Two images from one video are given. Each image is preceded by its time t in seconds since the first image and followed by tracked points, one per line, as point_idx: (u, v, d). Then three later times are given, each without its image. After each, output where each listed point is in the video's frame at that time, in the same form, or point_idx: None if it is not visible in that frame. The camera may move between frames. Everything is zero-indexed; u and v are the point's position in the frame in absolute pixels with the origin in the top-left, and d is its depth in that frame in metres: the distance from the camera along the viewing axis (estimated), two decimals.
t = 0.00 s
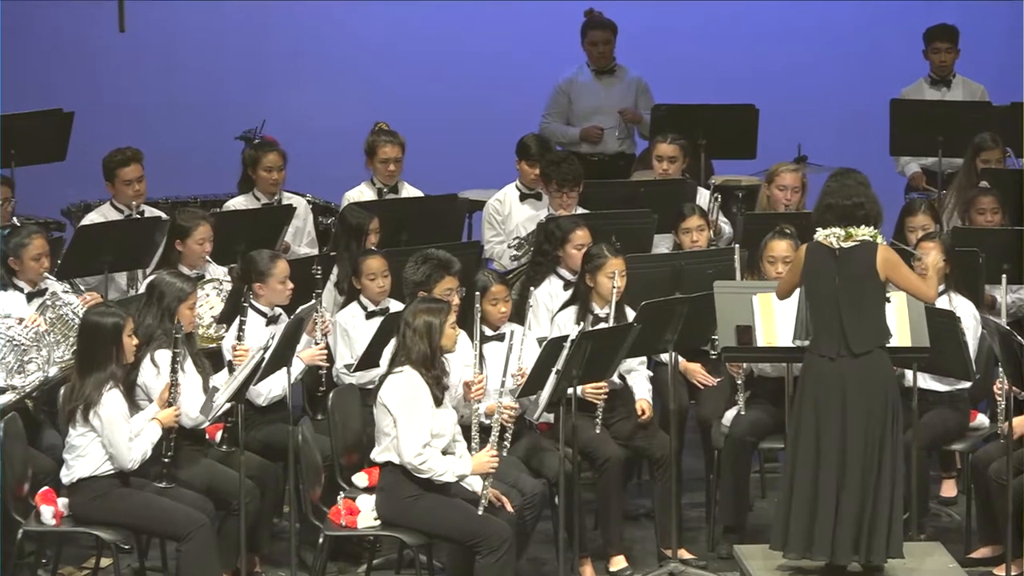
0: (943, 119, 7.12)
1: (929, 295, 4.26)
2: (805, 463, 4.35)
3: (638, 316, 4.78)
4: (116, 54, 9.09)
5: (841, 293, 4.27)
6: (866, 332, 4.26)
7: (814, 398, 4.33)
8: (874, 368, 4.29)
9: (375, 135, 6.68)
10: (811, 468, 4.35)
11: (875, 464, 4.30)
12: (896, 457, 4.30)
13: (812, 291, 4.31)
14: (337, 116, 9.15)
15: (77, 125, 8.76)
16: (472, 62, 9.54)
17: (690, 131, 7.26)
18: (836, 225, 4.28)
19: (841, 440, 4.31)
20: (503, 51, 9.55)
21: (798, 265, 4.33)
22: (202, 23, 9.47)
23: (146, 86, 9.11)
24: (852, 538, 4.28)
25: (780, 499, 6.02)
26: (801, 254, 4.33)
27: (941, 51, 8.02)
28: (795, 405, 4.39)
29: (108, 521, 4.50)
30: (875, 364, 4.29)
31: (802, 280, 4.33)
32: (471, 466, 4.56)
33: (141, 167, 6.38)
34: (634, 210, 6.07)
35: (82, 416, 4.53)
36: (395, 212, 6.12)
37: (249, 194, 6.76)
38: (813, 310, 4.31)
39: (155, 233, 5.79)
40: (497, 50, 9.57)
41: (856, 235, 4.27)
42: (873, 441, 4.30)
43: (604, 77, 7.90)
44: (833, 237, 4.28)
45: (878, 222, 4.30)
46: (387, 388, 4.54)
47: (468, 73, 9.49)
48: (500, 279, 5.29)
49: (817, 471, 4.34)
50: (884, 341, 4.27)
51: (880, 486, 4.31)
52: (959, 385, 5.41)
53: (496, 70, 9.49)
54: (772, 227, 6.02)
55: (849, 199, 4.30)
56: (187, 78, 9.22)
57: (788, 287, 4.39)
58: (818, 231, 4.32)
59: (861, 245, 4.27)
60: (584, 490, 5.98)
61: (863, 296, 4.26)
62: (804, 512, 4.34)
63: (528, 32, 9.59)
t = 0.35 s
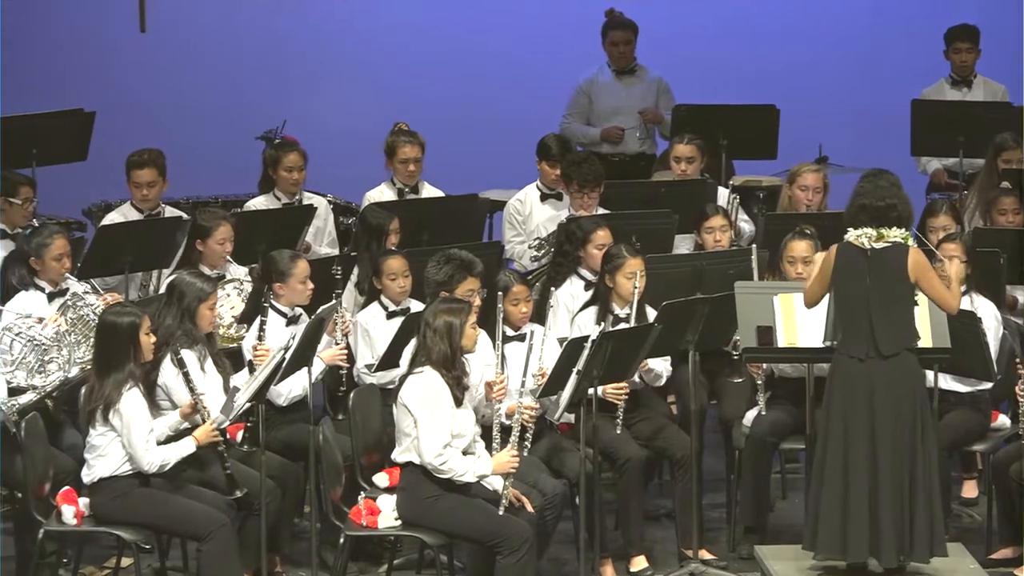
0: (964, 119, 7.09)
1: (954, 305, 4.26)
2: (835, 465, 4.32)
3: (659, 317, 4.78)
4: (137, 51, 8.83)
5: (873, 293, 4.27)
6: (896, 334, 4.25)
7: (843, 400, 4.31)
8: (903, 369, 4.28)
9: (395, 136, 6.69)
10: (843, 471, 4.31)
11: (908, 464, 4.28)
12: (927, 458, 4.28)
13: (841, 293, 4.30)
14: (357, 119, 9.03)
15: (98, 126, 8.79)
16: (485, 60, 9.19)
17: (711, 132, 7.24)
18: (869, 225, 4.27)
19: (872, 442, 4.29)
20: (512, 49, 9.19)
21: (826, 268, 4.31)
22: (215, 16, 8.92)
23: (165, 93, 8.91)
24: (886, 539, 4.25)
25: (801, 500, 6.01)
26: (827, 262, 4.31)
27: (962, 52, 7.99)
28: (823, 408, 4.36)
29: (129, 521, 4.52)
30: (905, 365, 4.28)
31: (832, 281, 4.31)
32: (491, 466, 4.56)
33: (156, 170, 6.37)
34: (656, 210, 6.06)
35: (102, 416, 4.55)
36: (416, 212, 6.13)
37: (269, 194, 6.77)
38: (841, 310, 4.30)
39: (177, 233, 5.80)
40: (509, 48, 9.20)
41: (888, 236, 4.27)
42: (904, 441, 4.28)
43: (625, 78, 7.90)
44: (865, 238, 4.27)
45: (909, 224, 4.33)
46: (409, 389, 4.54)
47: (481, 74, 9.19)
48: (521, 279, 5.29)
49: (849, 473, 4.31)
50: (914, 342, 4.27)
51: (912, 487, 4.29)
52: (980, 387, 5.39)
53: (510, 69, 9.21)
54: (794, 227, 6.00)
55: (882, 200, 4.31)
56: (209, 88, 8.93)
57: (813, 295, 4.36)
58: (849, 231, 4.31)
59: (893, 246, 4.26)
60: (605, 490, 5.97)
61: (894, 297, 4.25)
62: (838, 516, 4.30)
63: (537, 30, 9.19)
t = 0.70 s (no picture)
0: (993, 119, 7.05)
1: (982, 317, 4.30)
2: (873, 467, 4.29)
3: (687, 317, 4.77)
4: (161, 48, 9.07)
5: (910, 295, 4.24)
6: (931, 336, 4.24)
7: (878, 401, 4.29)
8: (937, 371, 4.26)
9: (421, 136, 6.70)
10: (878, 472, 4.29)
11: (943, 467, 4.26)
12: (963, 461, 4.26)
13: (878, 295, 4.27)
14: (389, 118, 9.14)
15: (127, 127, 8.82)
16: (506, 64, 9.37)
17: (740, 132, 7.22)
18: (909, 228, 4.27)
19: (908, 444, 4.26)
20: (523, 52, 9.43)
21: (864, 272, 4.30)
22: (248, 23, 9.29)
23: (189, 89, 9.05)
24: (923, 542, 4.23)
25: (829, 500, 5.99)
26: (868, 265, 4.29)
27: (991, 52, 7.94)
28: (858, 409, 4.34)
29: (157, 520, 4.53)
30: (939, 368, 4.26)
31: (869, 283, 4.28)
32: (519, 466, 4.56)
33: (186, 171, 6.40)
34: (684, 210, 6.05)
35: (131, 416, 4.57)
36: (444, 212, 6.13)
37: (298, 193, 6.78)
38: (876, 312, 4.27)
39: (205, 233, 5.84)
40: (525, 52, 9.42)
41: (927, 239, 4.26)
42: (939, 443, 4.26)
43: (652, 78, 7.88)
44: (904, 240, 4.26)
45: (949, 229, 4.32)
46: (436, 389, 4.54)
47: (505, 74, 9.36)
48: (549, 278, 5.29)
49: (884, 475, 4.28)
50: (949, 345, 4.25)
51: (946, 490, 4.26)
52: (1010, 388, 5.39)
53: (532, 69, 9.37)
54: (823, 227, 5.98)
55: (923, 203, 4.31)
56: (232, 87, 9.10)
57: (858, 305, 4.34)
58: (887, 233, 4.30)
59: (932, 249, 4.25)
60: (632, 491, 5.96)
61: (931, 300, 4.24)
62: (873, 517, 4.27)
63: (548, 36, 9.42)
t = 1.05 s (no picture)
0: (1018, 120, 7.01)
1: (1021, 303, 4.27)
2: (897, 466, 4.26)
3: (711, 318, 4.76)
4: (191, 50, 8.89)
5: (939, 295, 4.21)
6: (960, 336, 4.21)
7: (904, 400, 4.26)
8: (963, 372, 4.23)
9: (443, 136, 6.70)
10: (903, 472, 4.26)
11: (968, 467, 4.24)
12: (989, 462, 4.24)
13: (907, 295, 4.24)
14: (409, 118, 9.04)
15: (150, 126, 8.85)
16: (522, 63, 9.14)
17: (764, 133, 7.20)
18: (939, 227, 4.22)
19: (933, 443, 4.24)
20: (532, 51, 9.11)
21: (894, 269, 4.24)
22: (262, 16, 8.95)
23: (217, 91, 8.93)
24: (945, 542, 4.21)
25: (853, 501, 5.97)
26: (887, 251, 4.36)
27: (1016, 53, 7.90)
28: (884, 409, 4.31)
29: (181, 520, 4.54)
30: (966, 368, 4.24)
31: (899, 281, 4.24)
32: (540, 464, 4.54)
33: (211, 171, 6.42)
34: (707, 211, 6.04)
35: (153, 416, 4.58)
36: (468, 212, 6.13)
37: (321, 194, 6.80)
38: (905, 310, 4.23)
39: (228, 234, 5.84)
40: (531, 48, 9.12)
41: (957, 239, 4.22)
42: (964, 444, 4.24)
43: (676, 78, 7.86)
44: (934, 239, 4.22)
45: (980, 227, 4.25)
46: (456, 390, 4.55)
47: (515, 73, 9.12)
48: (569, 277, 5.29)
49: (909, 475, 4.26)
50: (977, 345, 4.23)
51: (970, 490, 4.24)
52: None
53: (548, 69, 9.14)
54: (847, 228, 5.96)
55: (954, 203, 4.23)
56: (254, 88, 8.96)
57: (874, 289, 4.30)
58: (917, 231, 4.25)
59: (962, 249, 4.21)
60: (655, 492, 5.95)
61: (961, 300, 4.20)
62: (897, 518, 4.24)
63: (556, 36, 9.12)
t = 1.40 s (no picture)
0: None
1: None
2: (916, 466, 4.24)
3: (728, 318, 4.75)
4: (209, 52, 9.05)
5: (961, 296, 4.19)
6: (981, 338, 4.19)
7: (922, 401, 4.24)
8: (982, 374, 4.22)
9: (459, 136, 6.70)
10: (920, 473, 4.24)
11: (985, 469, 4.23)
12: (1006, 463, 4.23)
13: (929, 297, 4.22)
14: (428, 119, 9.06)
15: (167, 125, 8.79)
16: (541, 62, 9.40)
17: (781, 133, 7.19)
18: (962, 227, 4.19)
19: (952, 443, 4.22)
20: (541, 54, 9.42)
21: (916, 271, 4.25)
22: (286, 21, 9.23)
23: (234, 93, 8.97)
24: (963, 542, 4.19)
25: (869, 501, 5.96)
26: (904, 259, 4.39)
27: None
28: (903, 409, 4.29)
29: (197, 520, 4.55)
30: (985, 370, 4.22)
31: (920, 281, 4.23)
32: (557, 444, 4.54)
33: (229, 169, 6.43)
34: (722, 211, 6.02)
35: (168, 414, 4.59)
36: (485, 211, 6.13)
37: (338, 193, 6.80)
38: (926, 310, 4.22)
39: (245, 233, 5.85)
40: (542, 51, 9.44)
41: (981, 240, 4.19)
42: (982, 446, 4.23)
43: (693, 78, 7.85)
44: (957, 239, 4.19)
45: (1004, 229, 4.22)
46: (469, 390, 4.56)
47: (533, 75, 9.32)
48: (585, 276, 5.29)
49: (926, 477, 4.24)
50: (997, 347, 4.21)
51: (986, 492, 4.23)
52: None
53: (561, 67, 9.41)
54: (864, 228, 5.95)
55: (979, 204, 4.20)
56: (274, 89, 9.04)
57: (900, 298, 4.32)
58: (939, 232, 4.24)
59: (986, 250, 4.19)
60: (671, 491, 5.94)
61: (983, 302, 4.19)
62: (914, 520, 4.22)
63: (568, 39, 9.48)
